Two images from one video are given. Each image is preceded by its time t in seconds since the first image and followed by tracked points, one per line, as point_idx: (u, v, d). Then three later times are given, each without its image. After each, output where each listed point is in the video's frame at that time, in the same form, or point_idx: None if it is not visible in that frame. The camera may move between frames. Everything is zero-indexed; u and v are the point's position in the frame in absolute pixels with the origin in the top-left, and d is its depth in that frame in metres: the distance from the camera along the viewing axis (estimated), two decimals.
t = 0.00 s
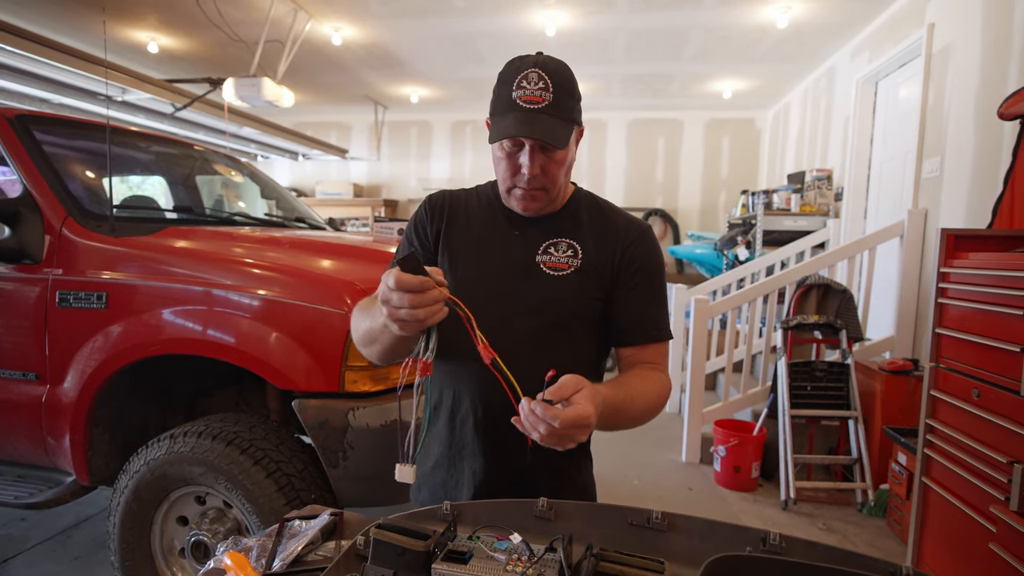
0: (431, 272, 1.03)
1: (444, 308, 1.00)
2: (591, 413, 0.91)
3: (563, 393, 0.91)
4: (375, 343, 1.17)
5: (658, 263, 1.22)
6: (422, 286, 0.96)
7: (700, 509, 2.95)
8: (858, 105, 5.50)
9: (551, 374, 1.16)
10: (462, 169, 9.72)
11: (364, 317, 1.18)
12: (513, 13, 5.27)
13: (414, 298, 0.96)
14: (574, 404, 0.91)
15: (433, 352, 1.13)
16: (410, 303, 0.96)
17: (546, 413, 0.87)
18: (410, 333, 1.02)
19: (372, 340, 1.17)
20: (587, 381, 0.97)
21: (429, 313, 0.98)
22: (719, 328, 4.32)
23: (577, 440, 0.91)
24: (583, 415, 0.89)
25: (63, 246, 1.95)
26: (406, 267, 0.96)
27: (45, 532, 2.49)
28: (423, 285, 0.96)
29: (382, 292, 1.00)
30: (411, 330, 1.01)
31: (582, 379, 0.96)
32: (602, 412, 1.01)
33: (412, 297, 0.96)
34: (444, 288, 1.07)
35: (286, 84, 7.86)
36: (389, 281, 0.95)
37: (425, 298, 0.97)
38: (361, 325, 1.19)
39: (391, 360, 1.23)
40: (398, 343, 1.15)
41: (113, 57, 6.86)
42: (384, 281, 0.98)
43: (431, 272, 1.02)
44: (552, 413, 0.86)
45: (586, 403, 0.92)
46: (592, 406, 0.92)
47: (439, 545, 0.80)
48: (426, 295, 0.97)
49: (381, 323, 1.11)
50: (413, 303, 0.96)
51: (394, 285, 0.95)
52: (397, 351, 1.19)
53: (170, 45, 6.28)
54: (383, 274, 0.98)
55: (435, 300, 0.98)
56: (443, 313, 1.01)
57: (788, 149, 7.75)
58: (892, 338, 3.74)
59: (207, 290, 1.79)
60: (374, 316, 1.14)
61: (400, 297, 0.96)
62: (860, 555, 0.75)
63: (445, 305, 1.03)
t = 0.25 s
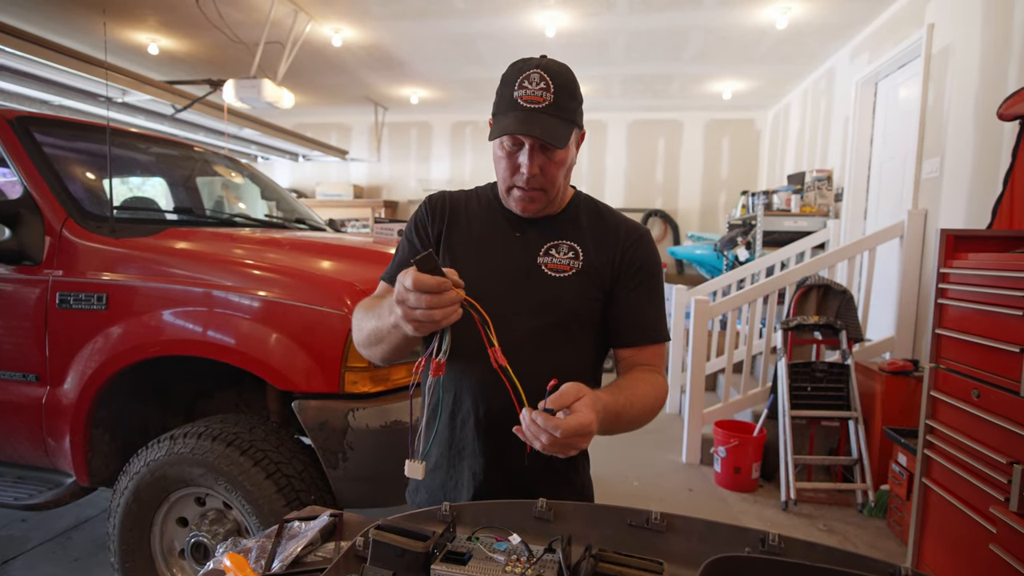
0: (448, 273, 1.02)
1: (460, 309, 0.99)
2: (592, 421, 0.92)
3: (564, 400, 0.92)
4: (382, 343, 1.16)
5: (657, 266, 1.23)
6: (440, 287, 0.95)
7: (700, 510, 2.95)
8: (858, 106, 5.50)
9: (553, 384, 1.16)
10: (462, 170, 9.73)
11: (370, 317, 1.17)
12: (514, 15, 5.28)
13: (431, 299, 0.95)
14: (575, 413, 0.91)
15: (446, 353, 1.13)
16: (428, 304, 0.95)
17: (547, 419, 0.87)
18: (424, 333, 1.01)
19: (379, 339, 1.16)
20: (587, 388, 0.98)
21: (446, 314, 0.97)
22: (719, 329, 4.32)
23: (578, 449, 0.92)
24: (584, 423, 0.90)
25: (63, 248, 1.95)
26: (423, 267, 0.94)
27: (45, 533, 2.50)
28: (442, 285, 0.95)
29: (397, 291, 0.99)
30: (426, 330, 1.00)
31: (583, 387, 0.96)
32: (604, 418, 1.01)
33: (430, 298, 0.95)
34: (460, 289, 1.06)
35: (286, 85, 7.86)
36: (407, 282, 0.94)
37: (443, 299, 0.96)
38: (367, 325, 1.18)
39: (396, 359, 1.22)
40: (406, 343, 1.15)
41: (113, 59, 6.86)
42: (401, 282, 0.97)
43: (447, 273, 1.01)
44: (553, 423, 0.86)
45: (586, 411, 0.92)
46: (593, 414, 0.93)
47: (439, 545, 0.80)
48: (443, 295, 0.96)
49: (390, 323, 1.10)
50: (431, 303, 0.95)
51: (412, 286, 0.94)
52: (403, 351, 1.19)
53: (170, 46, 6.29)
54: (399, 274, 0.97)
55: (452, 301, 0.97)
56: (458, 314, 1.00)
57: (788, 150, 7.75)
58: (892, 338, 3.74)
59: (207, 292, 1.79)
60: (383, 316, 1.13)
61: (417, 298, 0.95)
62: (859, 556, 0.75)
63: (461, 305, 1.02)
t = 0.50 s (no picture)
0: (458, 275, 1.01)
1: (469, 311, 0.98)
2: (579, 417, 0.92)
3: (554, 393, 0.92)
4: (384, 343, 1.15)
5: (656, 268, 1.23)
6: (451, 287, 0.94)
7: (700, 511, 2.95)
8: (858, 107, 5.50)
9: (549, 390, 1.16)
10: (463, 171, 9.74)
11: (372, 317, 1.16)
12: (514, 16, 5.29)
13: (441, 300, 0.94)
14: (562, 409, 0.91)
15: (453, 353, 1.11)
16: (437, 305, 0.94)
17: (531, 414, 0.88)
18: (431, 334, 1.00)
19: (381, 340, 1.15)
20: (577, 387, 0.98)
21: (456, 315, 0.96)
22: (719, 330, 4.31)
23: (567, 446, 0.91)
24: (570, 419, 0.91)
25: (64, 248, 1.95)
26: (434, 268, 0.95)
27: (44, 534, 2.49)
28: (452, 286, 0.94)
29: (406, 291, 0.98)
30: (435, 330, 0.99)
31: (571, 384, 0.97)
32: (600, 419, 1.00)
33: (441, 299, 0.93)
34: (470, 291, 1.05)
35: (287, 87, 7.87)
36: (417, 282, 0.93)
37: (453, 301, 0.95)
38: (369, 325, 1.17)
39: (396, 360, 1.21)
40: (408, 343, 1.14)
41: (114, 60, 6.87)
42: (411, 281, 0.95)
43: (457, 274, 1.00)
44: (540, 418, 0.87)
45: (574, 407, 0.93)
46: (580, 411, 0.93)
47: (438, 547, 0.80)
48: (454, 297, 0.95)
49: (396, 323, 1.09)
50: (441, 304, 0.94)
51: (422, 286, 0.93)
52: (404, 351, 1.18)
53: (171, 48, 6.30)
54: (409, 273, 0.96)
55: (462, 302, 0.96)
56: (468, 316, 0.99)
57: (788, 151, 7.75)
58: (893, 339, 3.74)
59: (207, 293, 1.79)
60: (386, 316, 1.12)
61: (427, 298, 0.94)
62: (859, 558, 0.75)
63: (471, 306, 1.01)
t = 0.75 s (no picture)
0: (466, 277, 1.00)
1: (472, 313, 0.97)
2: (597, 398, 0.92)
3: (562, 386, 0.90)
4: (380, 342, 1.15)
5: (653, 270, 1.24)
6: (457, 289, 0.93)
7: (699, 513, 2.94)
8: (857, 109, 5.50)
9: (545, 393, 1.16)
10: (462, 172, 9.74)
11: (369, 316, 1.16)
12: (514, 17, 5.29)
13: (445, 299, 0.93)
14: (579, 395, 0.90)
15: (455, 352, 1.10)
16: (441, 304, 0.93)
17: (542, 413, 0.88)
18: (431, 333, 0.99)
19: (378, 338, 1.15)
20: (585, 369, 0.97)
21: (458, 316, 0.95)
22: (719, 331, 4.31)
23: (595, 429, 0.92)
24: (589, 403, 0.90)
25: (64, 249, 1.95)
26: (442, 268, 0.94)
27: (43, 534, 2.49)
28: (458, 286, 0.93)
29: (408, 288, 0.97)
30: (435, 330, 0.98)
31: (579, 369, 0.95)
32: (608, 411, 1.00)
33: (445, 298, 0.92)
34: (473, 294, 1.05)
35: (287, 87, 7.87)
36: (422, 280, 0.93)
37: (457, 301, 0.93)
38: (366, 324, 1.17)
39: (392, 360, 1.21)
40: (404, 342, 1.14)
41: (114, 60, 6.87)
42: (416, 280, 0.95)
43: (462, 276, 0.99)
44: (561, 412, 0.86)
45: (589, 390, 0.92)
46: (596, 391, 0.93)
47: (436, 548, 0.80)
48: (458, 297, 0.94)
49: (393, 321, 1.08)
50: (444, 304, 0.93)
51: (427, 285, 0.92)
52: (400, 351, 1.18)
53: (171, 48, 6.30)
54: (413, 272, 0.95)
55: (465, 304, 0.95)
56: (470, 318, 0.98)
57: (788, 152, 7.76)
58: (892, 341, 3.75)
59: (207, 293, 1.79)
60: (383, 315, 1.12)
61: (431, 297, 0.93)
62: (857, 560, 0.75)
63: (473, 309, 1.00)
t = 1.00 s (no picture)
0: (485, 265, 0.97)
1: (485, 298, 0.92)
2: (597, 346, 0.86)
3: (559, 343, 0.82)
4: (380, 327, 1.13)
5: (653, 268, 1.24)
6: (475, 265, 0.89)
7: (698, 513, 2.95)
8: (856, 110, 5.51)
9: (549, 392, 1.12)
10: (462, 173, 9.75)
11: (370, 301, 1.14)
12: (513, 17, 5.29)
13: (460, 276, 0.89)
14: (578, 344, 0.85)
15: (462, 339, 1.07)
16: (455, 280, 0.89)
17: (552, 375, 0.81)
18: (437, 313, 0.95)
19: (377, 323, 1.13)
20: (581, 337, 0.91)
21: (470, 296, 0.90)
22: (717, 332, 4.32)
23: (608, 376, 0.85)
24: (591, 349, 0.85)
25: (62, 249, 1.95)
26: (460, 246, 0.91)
27: (42, 535, 2.49)
28: (476, 264, 0.89)
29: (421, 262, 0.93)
30: (443, 309, 0.94)
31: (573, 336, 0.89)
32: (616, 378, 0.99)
33: (459, 274, 0.88)
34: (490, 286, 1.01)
35: (286, 87, 7.87)
36: (439, 255, 0.89)
37: (473, 279, 0.89)
38: (366, 309, 1.14)
39: (390, 349, 1.19)
40: (405, 327, 1.12)
41: (112, 60, 6.87)
42: (431, 254, 0.91)
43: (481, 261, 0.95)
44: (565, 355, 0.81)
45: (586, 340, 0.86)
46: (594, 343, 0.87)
47: (435, 548, 0.80)
48: (473, 276, 0.89)
49: (396, 303, 1.06)
50: (457, 280, 0.89)
51: (445, 258, 0.88)
52: (399, 338, 1.16)
53: (170, 48, 6.29)
54: (430, 247, 0.92)
55: (479, 285, 0.90)
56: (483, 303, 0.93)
57: (787, 153, 7.77)
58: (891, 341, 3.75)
59: (206, 293, 1.78)
60: (384, 299, 1.10)
61: (445, 272, 0.89)
62: (856, 560, 0.75)
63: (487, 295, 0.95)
